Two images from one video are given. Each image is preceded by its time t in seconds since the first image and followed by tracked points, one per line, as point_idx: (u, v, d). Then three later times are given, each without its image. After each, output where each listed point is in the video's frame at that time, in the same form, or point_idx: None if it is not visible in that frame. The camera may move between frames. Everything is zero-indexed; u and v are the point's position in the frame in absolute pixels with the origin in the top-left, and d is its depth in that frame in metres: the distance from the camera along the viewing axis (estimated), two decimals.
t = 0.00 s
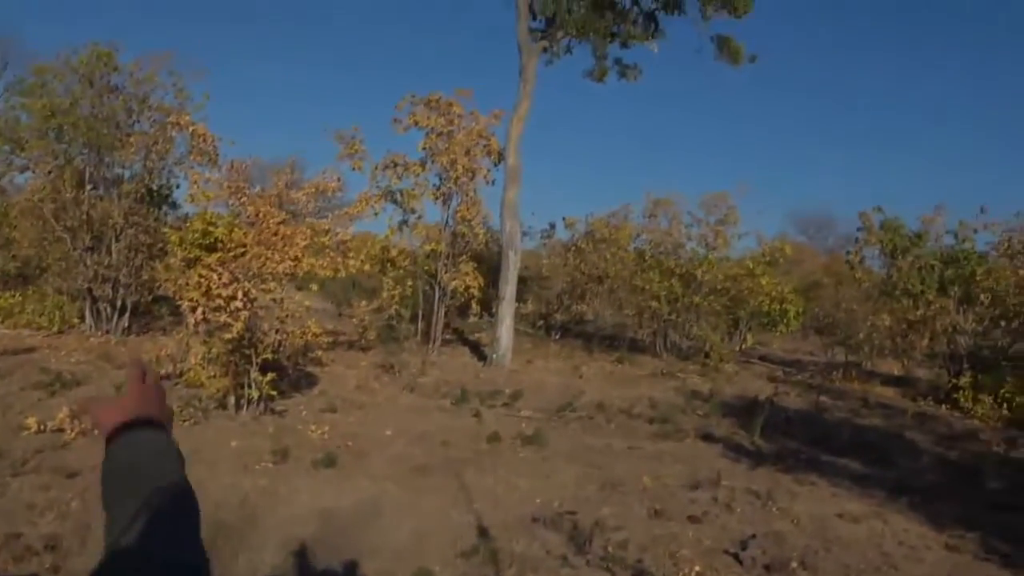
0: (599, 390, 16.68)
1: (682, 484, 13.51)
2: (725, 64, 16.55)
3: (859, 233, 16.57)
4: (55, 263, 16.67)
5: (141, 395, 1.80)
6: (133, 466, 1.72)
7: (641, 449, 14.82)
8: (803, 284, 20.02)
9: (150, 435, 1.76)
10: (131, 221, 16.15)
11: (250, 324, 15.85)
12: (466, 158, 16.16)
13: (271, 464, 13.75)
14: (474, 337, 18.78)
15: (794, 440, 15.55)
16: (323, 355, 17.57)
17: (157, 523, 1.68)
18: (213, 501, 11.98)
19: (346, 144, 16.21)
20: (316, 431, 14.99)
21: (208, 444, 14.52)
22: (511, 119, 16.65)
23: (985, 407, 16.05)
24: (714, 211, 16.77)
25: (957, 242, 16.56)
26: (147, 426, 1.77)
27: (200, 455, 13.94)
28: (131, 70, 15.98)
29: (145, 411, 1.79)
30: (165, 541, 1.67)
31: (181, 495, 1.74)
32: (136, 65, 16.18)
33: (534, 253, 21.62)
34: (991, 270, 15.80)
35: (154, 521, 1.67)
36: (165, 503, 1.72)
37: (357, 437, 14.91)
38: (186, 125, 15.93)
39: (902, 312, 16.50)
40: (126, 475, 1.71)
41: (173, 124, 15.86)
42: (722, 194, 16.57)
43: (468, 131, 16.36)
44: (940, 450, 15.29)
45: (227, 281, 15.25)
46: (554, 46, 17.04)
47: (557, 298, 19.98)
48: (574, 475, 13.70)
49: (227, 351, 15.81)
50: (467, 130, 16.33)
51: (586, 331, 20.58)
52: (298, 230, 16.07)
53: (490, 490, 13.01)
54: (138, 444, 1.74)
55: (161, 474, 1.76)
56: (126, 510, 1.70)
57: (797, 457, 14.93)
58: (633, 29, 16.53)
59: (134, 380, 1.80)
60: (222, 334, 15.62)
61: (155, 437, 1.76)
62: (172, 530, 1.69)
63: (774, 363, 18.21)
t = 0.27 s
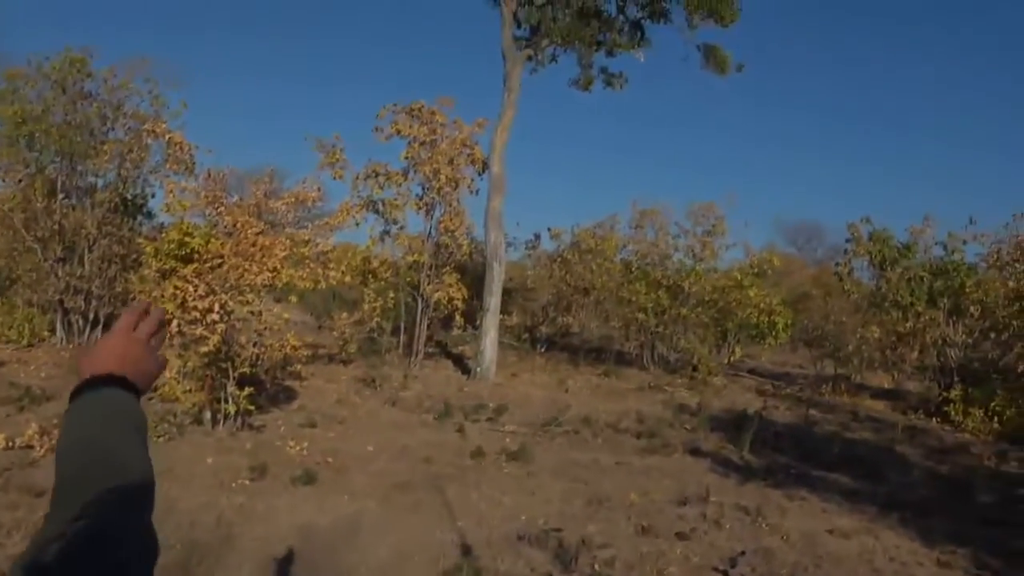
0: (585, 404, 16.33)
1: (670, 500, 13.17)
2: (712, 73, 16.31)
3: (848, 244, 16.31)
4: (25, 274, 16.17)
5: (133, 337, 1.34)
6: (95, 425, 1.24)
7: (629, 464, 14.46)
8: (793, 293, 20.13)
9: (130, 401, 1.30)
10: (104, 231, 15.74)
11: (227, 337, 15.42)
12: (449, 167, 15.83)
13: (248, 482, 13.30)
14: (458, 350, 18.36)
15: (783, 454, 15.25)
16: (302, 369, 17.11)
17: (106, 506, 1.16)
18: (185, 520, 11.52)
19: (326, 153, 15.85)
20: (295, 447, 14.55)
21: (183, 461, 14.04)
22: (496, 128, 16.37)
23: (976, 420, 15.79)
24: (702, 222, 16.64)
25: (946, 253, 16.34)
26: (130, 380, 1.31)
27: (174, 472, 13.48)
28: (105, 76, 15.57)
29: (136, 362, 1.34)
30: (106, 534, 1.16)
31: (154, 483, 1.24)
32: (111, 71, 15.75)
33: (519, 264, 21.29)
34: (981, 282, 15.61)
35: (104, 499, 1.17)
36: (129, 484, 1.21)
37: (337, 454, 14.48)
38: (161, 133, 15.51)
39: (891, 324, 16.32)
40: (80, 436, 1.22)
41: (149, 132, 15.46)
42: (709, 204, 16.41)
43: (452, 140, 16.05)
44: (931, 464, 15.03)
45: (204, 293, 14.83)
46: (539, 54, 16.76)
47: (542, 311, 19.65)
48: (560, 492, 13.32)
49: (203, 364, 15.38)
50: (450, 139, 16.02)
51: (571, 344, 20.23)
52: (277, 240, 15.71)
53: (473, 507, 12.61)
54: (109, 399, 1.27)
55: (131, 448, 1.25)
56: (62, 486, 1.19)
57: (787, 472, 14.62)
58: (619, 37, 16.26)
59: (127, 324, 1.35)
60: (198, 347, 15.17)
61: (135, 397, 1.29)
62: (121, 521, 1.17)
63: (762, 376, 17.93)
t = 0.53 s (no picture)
0: (583, 417, 15.74)
1: (670, 516, 12.57)
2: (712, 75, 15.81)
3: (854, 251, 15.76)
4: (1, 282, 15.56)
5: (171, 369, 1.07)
6: (114, 450, 1.00)
7: (628, 479, 13.85)
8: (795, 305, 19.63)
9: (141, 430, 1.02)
10: (82, 237, 15.12)
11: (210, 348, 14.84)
12: (441, 171, 15.27)
13: (231, 499, 12.67)
14: (450, 361, 17.76)
15: (788, 469, 14.65)
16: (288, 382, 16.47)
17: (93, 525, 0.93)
18: (160, 539, 10.90)
19: (314, 157, 15.30)
20: (280, 462, 13.93)
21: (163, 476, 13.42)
22: (489, 131, 15.85)
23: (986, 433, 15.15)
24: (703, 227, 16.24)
25: (954, 261, 15.78)
26: (159, 413, 1.02)
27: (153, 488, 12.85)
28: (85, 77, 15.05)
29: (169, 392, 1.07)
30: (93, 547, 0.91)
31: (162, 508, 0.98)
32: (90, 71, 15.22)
33: (514, 272, 20.71)
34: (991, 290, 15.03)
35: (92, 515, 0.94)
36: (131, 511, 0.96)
37: (324, 469, 13.85)
38: (142, 136, 14.98)
39: (899, 334, 15.74)
40: (84, 459, 0.99)
41: (129, 135, 14.94)
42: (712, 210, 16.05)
43: (443, 143, 15.50)
44: (941, 478, 14.44)
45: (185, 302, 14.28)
46: (534, 55, 16.23)
47: (538, 320, 19.06)
48: (556, 508, 12.72)
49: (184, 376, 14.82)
50: (442, 142, 15.47)
51: (568, 355, 19.66)
52: (262, 247, 15.10)
53: (464, 524, 12.00)
54: (131, 430, 1.01)
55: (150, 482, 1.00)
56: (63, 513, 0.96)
57: (792, 487, 14.02)
58: (617, 37, 15.77)
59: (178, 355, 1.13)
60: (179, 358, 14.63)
61: (165, 441, 1.02)
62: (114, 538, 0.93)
63: (766, 388, 17.35)
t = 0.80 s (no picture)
0: (583, 429, 15.18)
1: (674, 532, 11.99)
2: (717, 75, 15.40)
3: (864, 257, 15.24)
4: None
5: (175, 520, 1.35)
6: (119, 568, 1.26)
7: (630, 494, 13.29)
8: (802, 315, 19.02)
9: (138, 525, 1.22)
10: (63, 242, 14.57)
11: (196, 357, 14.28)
12: (436, 174, 14.74)
13: (217, 514, 12.10)
14: (445, 371, 17.20)
15: (796, 482, 14.08)
16: (278, 393, 15.91)
17: None
18: (138, 556, 10.33)
19: (303, 159, 14.74)
20: (269, 477, 13.36)
21: (146, 491, 12.86)
22: (486, 133, 15.35)
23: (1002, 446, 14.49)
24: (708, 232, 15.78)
25: (968, 267, 15.21)
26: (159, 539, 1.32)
27: (137, 504, 12.29)
28: (67, 76, 14.50)
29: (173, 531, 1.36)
30: None
31: None
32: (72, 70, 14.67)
33: (511, 279, 20.18)
34: (1006, 298, 14.46)
35: None
36: None
37: (314, 483, 13.29)
38: (126, 138, 14.42)
39: (910, 343, 15.19)
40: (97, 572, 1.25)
41: (112, 136, 14.39)
42: (716, 215, 15.51)
43: (438, 145, 14.96)
44: (954, 492, 13.88)
45: (171, 309, 13.75)
46: (533, 54, 15.78)
47: (536, 329, 18.51)
48: (554, 524, 12.14)
49: (170, 388, 14.23)
50: (437, 144, 14.94)
51: (567, 364, 19.13)
52: (250, 252, 14.52)
53: (459, 541, 11.43)
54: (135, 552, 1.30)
55: None
56: None
57: (800, 501, 13.45)
58: (618, 36, 15.34)
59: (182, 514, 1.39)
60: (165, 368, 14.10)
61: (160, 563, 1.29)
62: None
63: (773, 400, 16.82)
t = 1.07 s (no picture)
0: (582, 438, 14.63)
1: (677, 545, 11.42)
2: (721, 71, 15.05)
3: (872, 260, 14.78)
4: None
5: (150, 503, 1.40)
6: None
7: (631, 505, 12.73)
8: (809, 320, 18.52)
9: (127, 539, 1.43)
10: (42, 244, 14.03)
11: (180, 363, 13.74)
12: (430, 174, 14.23)
13: (202, 527, 11.53)
14: (440, 378, 16.68)
15: (803, 493, 13.53)
16: (266, 401, 15.37)
17: None
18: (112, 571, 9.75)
19: (292, 158, 14.24)
20: (257, 488, 12.81)
21: (129, 502, 12.30)
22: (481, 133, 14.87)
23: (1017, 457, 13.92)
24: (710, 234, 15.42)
25: (981, 271, 14.68)
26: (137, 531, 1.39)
27: (119, 516, 11.72)
28: (46, 71, 13.96)
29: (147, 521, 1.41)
30: None
31: None
32: (53, 65, 14.14)
33: (508, 283, 19.67)
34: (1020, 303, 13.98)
35: None
36: None
37: (304, 495, 12.73)
38: (108, 136, 13.90)
39: (921, 350, 14.67)
40: None
41: (93, 134, 13.86)
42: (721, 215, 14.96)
43: (432, 143, 14.43)
44: (966, 504, 13.33)
45: (154, 314, 13.22)
46: (530, 50, 15.43)
47: (534, 334, 17.98)
48: (552, 537, 11.58)
49: (153, 395, 13.64)
50: (431, 143, 14.41)
51: (566, 371, 18.62)
52: (237, 255, 13.99)
53: (453, 555, 10.87)
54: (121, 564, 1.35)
55: None
56: None
57: (807, 513, 12.88)
58: (618, 31, 14.98)
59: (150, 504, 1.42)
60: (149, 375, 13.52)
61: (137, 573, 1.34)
62: None
63: (778, 408, 16.31)
